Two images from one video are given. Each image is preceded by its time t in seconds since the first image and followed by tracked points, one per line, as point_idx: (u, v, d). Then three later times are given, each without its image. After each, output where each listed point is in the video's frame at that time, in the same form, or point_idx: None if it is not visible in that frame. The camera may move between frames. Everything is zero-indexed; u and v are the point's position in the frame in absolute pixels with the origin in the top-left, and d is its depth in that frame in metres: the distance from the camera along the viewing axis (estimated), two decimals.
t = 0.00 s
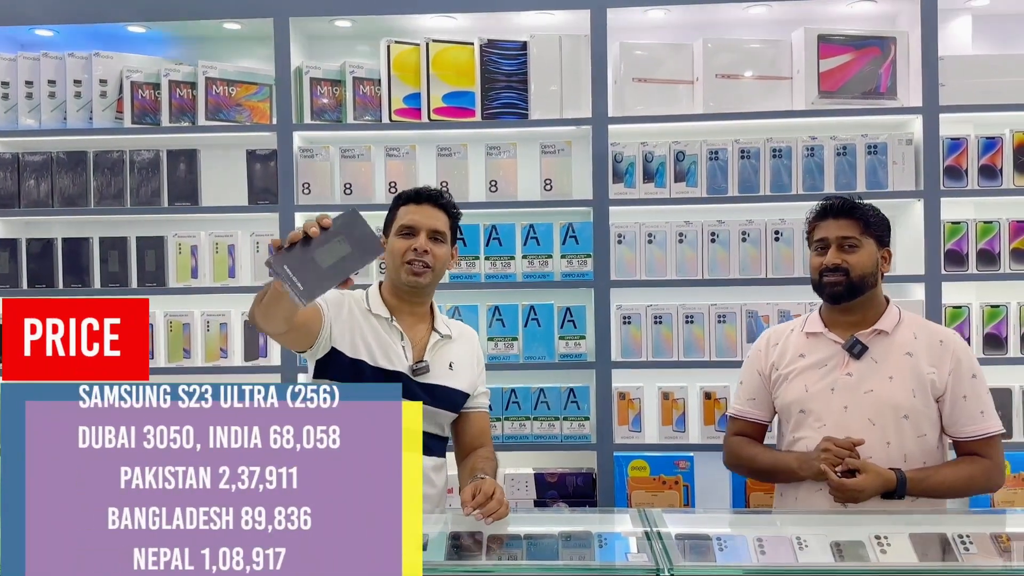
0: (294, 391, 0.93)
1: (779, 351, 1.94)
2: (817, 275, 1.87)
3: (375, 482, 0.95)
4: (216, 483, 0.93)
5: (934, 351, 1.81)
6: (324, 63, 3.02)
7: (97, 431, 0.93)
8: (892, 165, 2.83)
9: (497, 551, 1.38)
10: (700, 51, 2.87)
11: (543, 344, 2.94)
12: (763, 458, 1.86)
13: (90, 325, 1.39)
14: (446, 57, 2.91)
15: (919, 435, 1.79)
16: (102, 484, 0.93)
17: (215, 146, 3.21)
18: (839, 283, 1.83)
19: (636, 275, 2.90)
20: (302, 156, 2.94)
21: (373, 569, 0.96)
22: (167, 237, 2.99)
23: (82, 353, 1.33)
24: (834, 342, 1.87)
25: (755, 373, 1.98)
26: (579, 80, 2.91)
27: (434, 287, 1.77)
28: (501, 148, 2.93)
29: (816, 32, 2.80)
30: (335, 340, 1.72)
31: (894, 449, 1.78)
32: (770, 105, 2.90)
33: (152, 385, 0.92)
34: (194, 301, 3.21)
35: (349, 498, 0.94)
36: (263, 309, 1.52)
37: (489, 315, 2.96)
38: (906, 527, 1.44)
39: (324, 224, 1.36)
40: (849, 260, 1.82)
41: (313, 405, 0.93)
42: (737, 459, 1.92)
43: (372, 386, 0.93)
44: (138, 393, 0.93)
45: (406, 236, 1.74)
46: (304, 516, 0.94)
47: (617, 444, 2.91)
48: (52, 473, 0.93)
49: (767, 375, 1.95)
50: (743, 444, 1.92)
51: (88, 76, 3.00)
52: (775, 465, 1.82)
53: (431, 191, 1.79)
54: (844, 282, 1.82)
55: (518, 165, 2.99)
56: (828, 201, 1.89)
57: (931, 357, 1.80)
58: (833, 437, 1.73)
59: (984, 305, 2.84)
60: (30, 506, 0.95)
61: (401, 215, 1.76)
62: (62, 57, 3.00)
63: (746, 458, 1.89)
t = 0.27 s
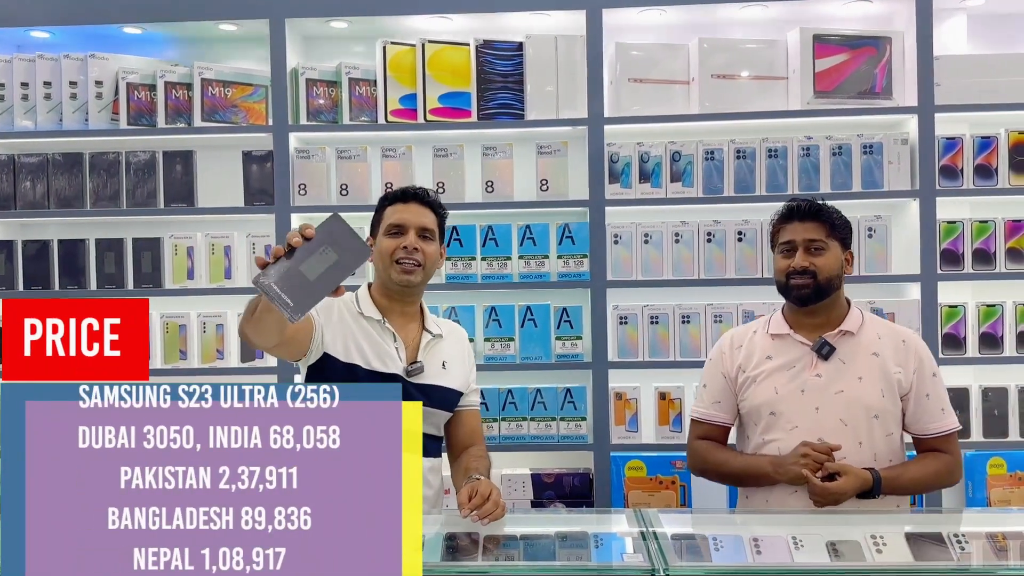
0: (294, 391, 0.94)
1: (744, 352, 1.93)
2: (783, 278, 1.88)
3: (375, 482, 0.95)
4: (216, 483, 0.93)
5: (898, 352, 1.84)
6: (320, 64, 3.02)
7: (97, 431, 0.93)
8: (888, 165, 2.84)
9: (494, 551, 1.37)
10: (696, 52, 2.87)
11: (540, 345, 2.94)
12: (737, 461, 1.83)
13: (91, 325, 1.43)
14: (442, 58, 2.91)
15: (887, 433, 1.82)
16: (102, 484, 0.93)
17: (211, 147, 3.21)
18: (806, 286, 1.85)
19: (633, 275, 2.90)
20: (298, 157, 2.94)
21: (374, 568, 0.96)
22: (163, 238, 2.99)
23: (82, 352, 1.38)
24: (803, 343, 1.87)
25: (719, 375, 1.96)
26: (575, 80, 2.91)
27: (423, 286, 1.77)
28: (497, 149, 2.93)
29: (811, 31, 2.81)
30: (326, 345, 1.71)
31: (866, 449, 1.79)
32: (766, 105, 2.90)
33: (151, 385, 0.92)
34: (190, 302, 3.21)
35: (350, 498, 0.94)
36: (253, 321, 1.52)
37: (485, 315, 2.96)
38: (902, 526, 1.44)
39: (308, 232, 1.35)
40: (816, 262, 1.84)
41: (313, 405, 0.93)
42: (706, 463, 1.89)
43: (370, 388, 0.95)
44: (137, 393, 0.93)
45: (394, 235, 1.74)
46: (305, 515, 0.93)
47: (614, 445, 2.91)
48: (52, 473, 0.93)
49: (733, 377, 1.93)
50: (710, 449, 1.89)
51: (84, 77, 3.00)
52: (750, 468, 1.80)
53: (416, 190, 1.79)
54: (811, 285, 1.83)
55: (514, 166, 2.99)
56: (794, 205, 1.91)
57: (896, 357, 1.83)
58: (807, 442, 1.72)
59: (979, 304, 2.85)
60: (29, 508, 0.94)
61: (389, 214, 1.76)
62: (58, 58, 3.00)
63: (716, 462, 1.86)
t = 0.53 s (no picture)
0: (293, 391, 0.96)
1: (726, 354, 1.91)
2: (764, 281, 1.88)
3: (374, 482, 0.95)
4: (216, 483, 0.94)
5: (875, 350, 1.87)
6: (318, 65, 3.02)
7: (97, 431, 0.94)
8: (885, 164, 2.84)
9: (493, 551, 1.37)
10: (693, 51, 2.88)
11: (538, 345, 2.94)
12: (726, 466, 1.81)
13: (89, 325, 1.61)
14: (439, 58, 2.92)
15: (869, 432, 1.84)
16: (101, 484, 0.93)
17: (209, 148, 3.22)
18: (787, 288, 1.85)
19: (630, 274, 2.90)
20: (295, 157, 2.94)
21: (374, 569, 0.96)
22: (161, 239, 2.99)
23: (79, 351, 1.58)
24: (783, 345, 1.87)
25: (700, 378, 1.93)
26: (572, 80, 2.91)
27: (413, 290, 1.77)
28: (495, 149, 2.93)
29: (808, 31, 2.81)
30: (316, 348, 1.71)
31: (852, 447, 1.81)
32: (763, 104, 2.90)
33: (152, 385, 0.95)
34: (189, 303, 3.21)
35: (350, 497, 0.95)
36: (242, 317, 1.51)
37: (484, 315, 2.96)
38: (899, 525, 1.44)
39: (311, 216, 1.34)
40: (797, 265, 1.85)
41: (313, 405, 0.96)
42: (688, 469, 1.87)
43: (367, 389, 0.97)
44: (138, 393, 0.95)
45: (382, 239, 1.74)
46: (305, 515, 0.94)
47: (612, 444, 2.91)
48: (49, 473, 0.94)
49: (716, 380, 1.91)
50: (691, 453, 1.87)
51: (81, 78, 3.00)
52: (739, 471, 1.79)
53: (406, 189, 1.79)
54: (793, 287, 1.84)
55: (512, 166, 2.99)
56: (772, 207, 1.91)
57: (874, 356, 1.86)
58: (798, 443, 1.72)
59: (976, 303, 2.85)
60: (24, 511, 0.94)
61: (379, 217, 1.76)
62: (54, 59, 2.99)
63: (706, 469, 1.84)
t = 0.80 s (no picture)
0: (294, 391, 0.93)
1: (720, 356, 1.91)
2: (755, 282, 1.88)
3: (374, 481, 0.95)
4: (216, 483, 0.94)
5: (866, 349, 1.89)
6: (317, 66, 3.02)
7: (97, 430, 0.94)
8: (884, 163, 2.85)
9: (494, 551, 1.38)
10: (692, 52, 2.88)
11: (538, 345, 2.94)
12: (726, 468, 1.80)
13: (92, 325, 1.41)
14: (438, 59, 2.92)
15: (862, 429, 1.86)
16: (101, 484, 0.93)
17: (209, 149, 3.22)
18: (779, 289, 1.85)
19: (630, 274, 2.91)
20: (295, 158, 2.94)
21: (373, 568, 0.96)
22: (161, 241, 3.00)
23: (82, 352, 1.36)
24: (776, 346, 1.87)
25: (694, 381, 1.92)
26: (571, 81, 2.92)
27: (407, 290, 1.78)
28: (494, 149, 2.94)
29: (807, 31, 2.81)
30: (314, 350, 1.72)
31: (848, 445, 1.82)
32: (762, 103, 2.91)
33: (151, 385, 0.93)
34: (189, 305, 3.21)
35: (350, 497, 0.95)
36: (245, 316, 1.50)
37: (484, 316, 2.96)
38: (899, 524, 1.45)
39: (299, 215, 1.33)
40: (787, 265, 1.85)
41: (312, 405, 0.94)
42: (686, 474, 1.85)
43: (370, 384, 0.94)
44: (138, 393, 0.94)
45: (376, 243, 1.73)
46: (304, 516, 0.94)
47: (613, 444, 2.92)
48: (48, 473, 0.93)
49: (710, 383, 1.91)
50: (688, 458, 1.85)
51: (81, 80, 3.00)
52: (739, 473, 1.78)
53: (399, 191, 1.77)
54: (784, 288, 1.84)
55: (511, 166, 3.00)
56: (761, 208, 1.91)
57: (866, 354, 1.88)
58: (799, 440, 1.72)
59: (976, 302, 2.86)
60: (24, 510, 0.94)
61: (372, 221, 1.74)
62: (54, 61, 3.00)
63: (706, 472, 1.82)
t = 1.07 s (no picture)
0: (293, 391, 0.93)
1: (719, 357, 1.91)
2: (751, 281, 1.89)
3: (373, 481, 0.95)
4: (215, 483, 0.94)
5: (867, 347, 1.88)
6: (316, 67, 3.02)
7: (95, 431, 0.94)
8: (883, 163, 2.84)
9: (494, 552, 1.38)
10: (691, 52, 2.88)
11: (537, 346, 2.94)
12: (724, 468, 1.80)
13: (91, 325, 1.41)
14: (436, 60, 2.92)
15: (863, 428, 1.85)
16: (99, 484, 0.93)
17: (208, 151, 3.22)
18: (775, 287, 1.85)
19: (630, 274, 2.91)
20: (294, 159, 2.94)
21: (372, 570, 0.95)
22: (160, 243, 2.99)
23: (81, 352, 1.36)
24: (776, 346, 1.87)
25: (694, 381, 1.92)
26: (570, 81, 2.92)
27: (398, 290, 1.78)
28: (493, 150, 2.94)
29: (805, 31, 2.81)
30: (311, 353, 1.70)
31: (849, 444, 1.82)
32: (761, 103, 2.90)
33: (150, 385, 0.93)
34: (188, 306, 3.21)
35: (353, 495, 0.95)
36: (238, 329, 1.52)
37: (483, 316, 2.96)
38: (900, 523, 1.44)
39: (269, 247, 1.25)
40: (783, 263, 1.85)
41: (312, 405, 0.94)
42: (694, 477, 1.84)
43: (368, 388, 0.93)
44: (136, 393, 0.94)
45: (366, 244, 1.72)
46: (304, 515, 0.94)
47: (613, 445, 2.91)
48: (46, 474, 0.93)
49: (711, 383, 1.90)
50: (696, 460, 1.84)
51: (79, 82, 3.00)
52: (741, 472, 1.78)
53: (387, 191, 1.74)
54: (780, 286, 1.84)
55: (510, 167, 3.00)
56: (755, 207, 1.92)
57: (865, 353, 1.87)
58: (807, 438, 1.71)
59: (975, 301, 2.85)
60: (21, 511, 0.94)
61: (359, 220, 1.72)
62: (52, 63, 3.00)
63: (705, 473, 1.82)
